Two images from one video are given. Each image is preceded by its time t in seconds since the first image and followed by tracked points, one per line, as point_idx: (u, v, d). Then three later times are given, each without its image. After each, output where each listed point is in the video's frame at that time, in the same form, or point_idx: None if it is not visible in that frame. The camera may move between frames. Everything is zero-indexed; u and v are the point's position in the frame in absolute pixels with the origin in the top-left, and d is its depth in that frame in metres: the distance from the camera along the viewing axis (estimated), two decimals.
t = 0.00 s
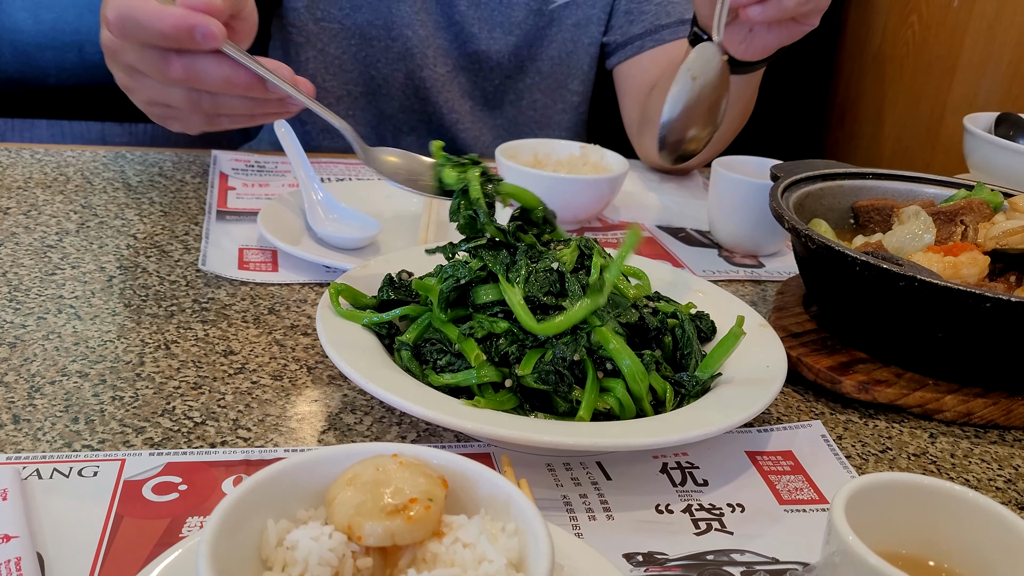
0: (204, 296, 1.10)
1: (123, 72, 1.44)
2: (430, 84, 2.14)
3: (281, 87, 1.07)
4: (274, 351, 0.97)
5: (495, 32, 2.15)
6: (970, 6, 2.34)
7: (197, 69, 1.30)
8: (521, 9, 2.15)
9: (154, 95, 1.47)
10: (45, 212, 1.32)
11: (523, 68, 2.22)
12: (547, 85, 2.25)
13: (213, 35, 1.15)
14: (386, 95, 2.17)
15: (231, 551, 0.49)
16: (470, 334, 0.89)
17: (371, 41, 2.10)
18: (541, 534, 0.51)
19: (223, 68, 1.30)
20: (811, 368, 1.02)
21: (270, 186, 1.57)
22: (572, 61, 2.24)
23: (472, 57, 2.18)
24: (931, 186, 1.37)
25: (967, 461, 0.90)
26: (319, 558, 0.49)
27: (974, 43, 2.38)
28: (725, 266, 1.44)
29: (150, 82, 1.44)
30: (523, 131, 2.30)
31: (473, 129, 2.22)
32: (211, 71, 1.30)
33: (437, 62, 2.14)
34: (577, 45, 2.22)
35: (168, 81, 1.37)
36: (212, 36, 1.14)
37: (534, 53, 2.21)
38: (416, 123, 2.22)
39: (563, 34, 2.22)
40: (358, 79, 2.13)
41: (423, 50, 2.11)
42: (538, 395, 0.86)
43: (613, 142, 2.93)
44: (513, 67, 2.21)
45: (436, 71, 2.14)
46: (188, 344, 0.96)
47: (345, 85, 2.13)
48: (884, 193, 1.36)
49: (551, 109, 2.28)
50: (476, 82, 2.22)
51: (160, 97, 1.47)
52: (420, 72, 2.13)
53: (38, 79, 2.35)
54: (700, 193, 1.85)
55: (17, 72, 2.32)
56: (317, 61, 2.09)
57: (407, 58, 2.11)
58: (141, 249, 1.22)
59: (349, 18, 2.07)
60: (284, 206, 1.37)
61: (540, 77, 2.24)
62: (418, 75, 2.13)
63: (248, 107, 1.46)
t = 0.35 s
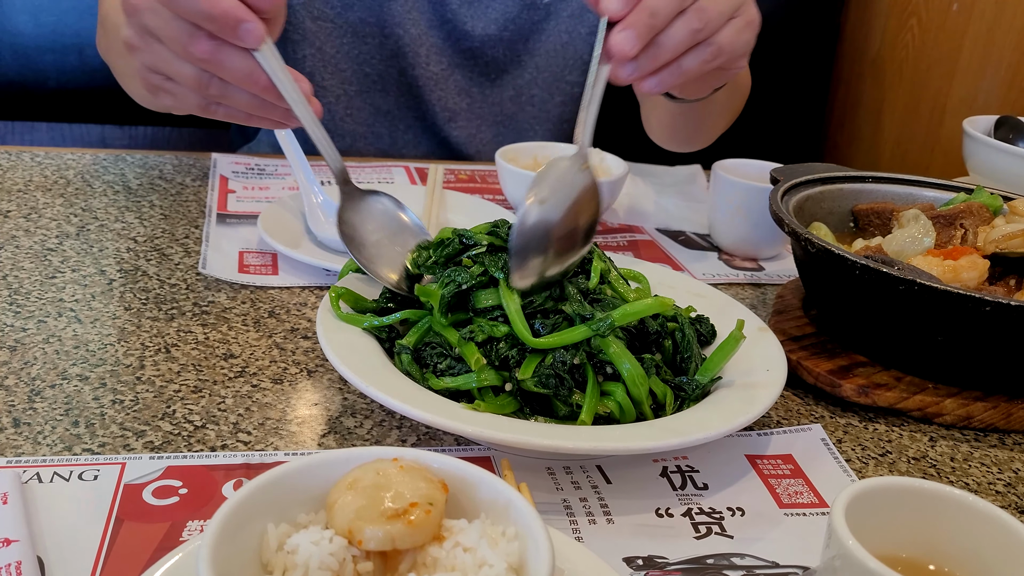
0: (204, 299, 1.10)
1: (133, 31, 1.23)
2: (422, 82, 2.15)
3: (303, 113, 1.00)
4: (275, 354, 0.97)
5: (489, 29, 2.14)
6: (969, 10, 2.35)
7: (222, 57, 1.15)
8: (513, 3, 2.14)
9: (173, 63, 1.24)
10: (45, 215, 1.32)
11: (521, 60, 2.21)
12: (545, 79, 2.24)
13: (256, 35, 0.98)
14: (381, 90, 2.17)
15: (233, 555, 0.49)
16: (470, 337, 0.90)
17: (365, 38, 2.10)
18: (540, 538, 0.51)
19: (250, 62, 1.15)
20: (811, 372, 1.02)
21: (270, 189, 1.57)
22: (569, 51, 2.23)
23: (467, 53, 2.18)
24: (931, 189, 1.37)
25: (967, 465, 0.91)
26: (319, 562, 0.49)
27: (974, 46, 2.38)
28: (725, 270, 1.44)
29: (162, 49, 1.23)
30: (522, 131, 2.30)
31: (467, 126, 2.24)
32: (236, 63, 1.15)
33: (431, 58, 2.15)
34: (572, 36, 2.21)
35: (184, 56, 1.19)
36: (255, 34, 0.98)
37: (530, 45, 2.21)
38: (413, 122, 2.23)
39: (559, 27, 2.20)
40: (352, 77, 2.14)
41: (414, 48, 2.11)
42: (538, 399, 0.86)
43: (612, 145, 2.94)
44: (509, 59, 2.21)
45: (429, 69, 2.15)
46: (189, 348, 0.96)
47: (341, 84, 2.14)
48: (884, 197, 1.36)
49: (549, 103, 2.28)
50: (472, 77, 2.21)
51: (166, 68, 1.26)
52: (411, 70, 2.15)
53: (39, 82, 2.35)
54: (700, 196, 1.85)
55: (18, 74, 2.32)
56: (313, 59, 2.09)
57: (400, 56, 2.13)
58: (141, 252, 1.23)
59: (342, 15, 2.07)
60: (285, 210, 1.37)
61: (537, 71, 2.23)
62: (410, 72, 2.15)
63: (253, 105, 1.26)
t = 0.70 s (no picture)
0: (203, 301, 1.10)
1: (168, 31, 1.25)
2: (419, 83, 2.17)
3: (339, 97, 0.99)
4: (274, 357, 0.97)
5: (484, 28, 2.15)
6: (968, 11, 2.35)
7: (253, 45, 1.16)
8: (507, 3, 2.16)
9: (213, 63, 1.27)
10: (44, 217, 1.32)
11: (515, 60, 2.20)
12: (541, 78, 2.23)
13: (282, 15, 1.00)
14: (378, 93, 2.17)
15: (232, 557, 0.49)
16: (469, 340, 0.90)
17: (362, 40, 2.11)
18: (539, 540, 0.52)
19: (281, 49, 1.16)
20: (809, 374, 1.02)
21: (270, 191, 1.57)
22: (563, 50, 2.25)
23: (462, 54, 2.19)
24: (929, 192, 1.37)
25: (966, 468, 0.91)
26: (318, 565, 0.50)
27: (973, 49, 2.39)
28: (724, 272, 1.44)
29: (196, 45, 1.25)
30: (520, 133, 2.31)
31: (464, 127, 2.24)
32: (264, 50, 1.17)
33: (427, 59, 2.16)
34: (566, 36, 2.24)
35: (217, 48, 1.22)
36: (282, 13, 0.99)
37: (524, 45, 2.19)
38: (411, 124, 2.24)
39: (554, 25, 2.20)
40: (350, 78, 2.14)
41: (410, 49, 2.13)
42: (537, 402, 0.86)
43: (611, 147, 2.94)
44: (504, 60, 2.20)
45: (425, 70, 2.16)
46: (188, 350, 0.96)
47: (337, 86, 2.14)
48: (882, 200, 1.37)
49: (545, 102, 2.30)
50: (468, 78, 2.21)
51: (202, 64, 1.28)
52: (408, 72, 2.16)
53: (38, 84, 2.35)
54: (699, 198, 1.85)
55: (17, 77, 2.33)
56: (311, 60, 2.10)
57: (396, 58, 2.14)
58: (140, 254, 1.23)
59: (339, 17, 2.07)
60: (284, 212, 1.37)
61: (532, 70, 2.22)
62: (407, 73, 2.16)
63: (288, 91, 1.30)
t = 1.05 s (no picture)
0: (203, 301, 1.10)
1: (163, 19, 1.27)
2: (419, 82, 2.17)
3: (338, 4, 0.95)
4: (273, 357, 0.97)
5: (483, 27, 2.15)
6: (969, 12, 2.35)
7: None
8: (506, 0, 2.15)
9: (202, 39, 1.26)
10: (44, 218, 1.32)
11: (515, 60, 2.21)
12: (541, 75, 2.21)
13: None
14: (379, 93, 2.18)
15: (231, 557, 0.49)
16: (469, 341, 0.90)
17: (363, 39, 2.11)
18: (539, 541, 0.51)
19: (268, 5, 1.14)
20: (809, 374, 1.02)
21: (270, 192, 1.57)
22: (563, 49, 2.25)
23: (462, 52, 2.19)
24: (929, 193, 1.38)
25: (966, 468, 0.91)
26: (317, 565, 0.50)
27: (973, 49, 2.38)
28: (724, 272, 1.44)
29: (192, 24, 1.26)
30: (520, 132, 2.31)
31: (464, 125, 2.25)
32: None
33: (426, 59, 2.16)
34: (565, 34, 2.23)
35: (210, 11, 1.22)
36: None
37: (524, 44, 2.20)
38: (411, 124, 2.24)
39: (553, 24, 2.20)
40: (350, 78, 2.14)
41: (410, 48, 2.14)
42: (537, 402, 0.86)
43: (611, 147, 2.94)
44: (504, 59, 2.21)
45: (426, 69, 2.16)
46: (188, 350, 0.96)
47: (337, 86, 2.14)
48: (882, 200, 1.37)
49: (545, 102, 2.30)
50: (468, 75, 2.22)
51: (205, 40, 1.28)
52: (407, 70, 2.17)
53: (38, 85, 2.35)
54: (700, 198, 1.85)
55: (16, 78, 2.33)
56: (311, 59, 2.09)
57: (396, 56, 2.14)
58: (140, 255, 1.23)
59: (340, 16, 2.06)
60: (284, 212, 1.37)
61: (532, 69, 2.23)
62: (407, 72, 2.16)
63: (289, 32, 1.25)
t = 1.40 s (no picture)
0: (205, 304, 1.10)
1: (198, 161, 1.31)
2: (422, 83, 2.16)
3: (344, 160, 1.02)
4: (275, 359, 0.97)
5: (485, 30, 2.15)
6: (969, 13, 2.35)
7: (272, 155, 1.19)
8: (508, 3, 2.15)
9: (233, 174, 1.30)
10: (46, 220, 1.33)
11: (517, 62, 2.22)
12: (542, 78, 2.22)
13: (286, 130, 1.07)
14: (380, 96, 2.18)
15: (235, 560, 0.49)
16: (470, 342, 0.90)
17: (365, 42, 2.11)
18: (541, 542, 0.52)
19: (295, 155, 1.19)
20: (810, 376, 1.03)
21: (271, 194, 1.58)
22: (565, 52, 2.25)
23: (464, 54, 2.19)
24: (930, 195, 1.38)
25: (967, 469, 0.91)
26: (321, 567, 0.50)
27: (973, 49, 2.39)
28: (724, 274, 1.45)
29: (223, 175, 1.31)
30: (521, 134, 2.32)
31: (465, 128, 2.25)
32: (281, 157, 1.19)
33: (427, 62, 2.16)
34: (568, 37, 2.21)
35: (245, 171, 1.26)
36: (285, 132, 1.06)
37: (526, 47, 2.21)
38: (412, 127, 2.25)
39: (553, 27, 2.21)
40: (352, 81, 2.15)
41: (413, 50, 2.12)
42: (538, 404, 0.86)
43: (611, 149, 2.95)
44: (506, 62, 2.22)
45: (427, 71, 2.16)
46: (190, 352, 0.96)
47: (339, 88, 2.15)
48: (883, 202, 1.37)
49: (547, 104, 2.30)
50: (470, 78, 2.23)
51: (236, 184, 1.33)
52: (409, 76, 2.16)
53: (39, 87, 2.36)
54: (700, 200, 1.85)
55: (18, 80, 2.33)
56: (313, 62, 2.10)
57: (399, 59, 2.13)
58: (142, 257, 1.23)
59: (343, 19, 2.08)
60: (285, 214, 1.37)
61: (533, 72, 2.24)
62: (409, 75, 2.15)
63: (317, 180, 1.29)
